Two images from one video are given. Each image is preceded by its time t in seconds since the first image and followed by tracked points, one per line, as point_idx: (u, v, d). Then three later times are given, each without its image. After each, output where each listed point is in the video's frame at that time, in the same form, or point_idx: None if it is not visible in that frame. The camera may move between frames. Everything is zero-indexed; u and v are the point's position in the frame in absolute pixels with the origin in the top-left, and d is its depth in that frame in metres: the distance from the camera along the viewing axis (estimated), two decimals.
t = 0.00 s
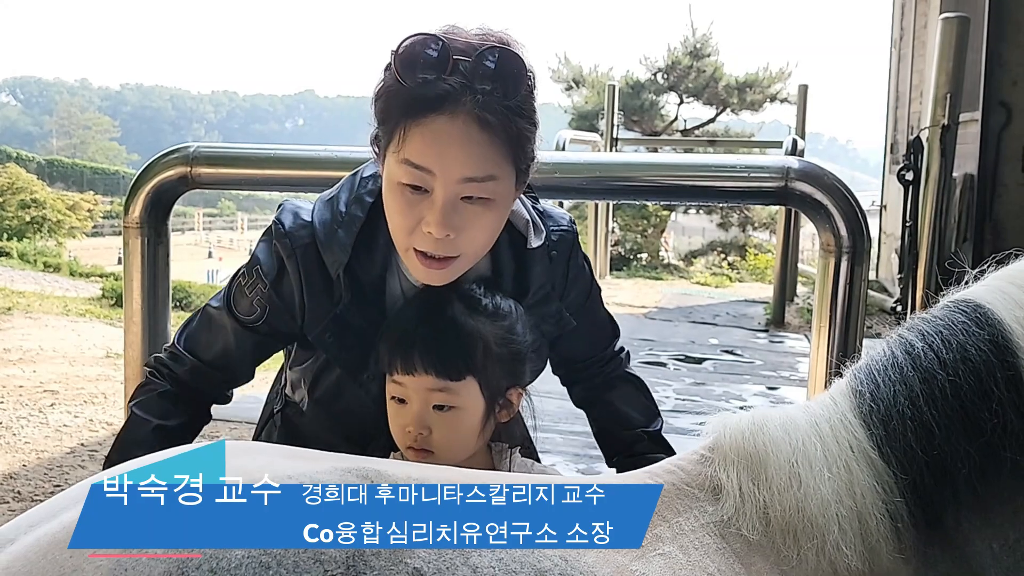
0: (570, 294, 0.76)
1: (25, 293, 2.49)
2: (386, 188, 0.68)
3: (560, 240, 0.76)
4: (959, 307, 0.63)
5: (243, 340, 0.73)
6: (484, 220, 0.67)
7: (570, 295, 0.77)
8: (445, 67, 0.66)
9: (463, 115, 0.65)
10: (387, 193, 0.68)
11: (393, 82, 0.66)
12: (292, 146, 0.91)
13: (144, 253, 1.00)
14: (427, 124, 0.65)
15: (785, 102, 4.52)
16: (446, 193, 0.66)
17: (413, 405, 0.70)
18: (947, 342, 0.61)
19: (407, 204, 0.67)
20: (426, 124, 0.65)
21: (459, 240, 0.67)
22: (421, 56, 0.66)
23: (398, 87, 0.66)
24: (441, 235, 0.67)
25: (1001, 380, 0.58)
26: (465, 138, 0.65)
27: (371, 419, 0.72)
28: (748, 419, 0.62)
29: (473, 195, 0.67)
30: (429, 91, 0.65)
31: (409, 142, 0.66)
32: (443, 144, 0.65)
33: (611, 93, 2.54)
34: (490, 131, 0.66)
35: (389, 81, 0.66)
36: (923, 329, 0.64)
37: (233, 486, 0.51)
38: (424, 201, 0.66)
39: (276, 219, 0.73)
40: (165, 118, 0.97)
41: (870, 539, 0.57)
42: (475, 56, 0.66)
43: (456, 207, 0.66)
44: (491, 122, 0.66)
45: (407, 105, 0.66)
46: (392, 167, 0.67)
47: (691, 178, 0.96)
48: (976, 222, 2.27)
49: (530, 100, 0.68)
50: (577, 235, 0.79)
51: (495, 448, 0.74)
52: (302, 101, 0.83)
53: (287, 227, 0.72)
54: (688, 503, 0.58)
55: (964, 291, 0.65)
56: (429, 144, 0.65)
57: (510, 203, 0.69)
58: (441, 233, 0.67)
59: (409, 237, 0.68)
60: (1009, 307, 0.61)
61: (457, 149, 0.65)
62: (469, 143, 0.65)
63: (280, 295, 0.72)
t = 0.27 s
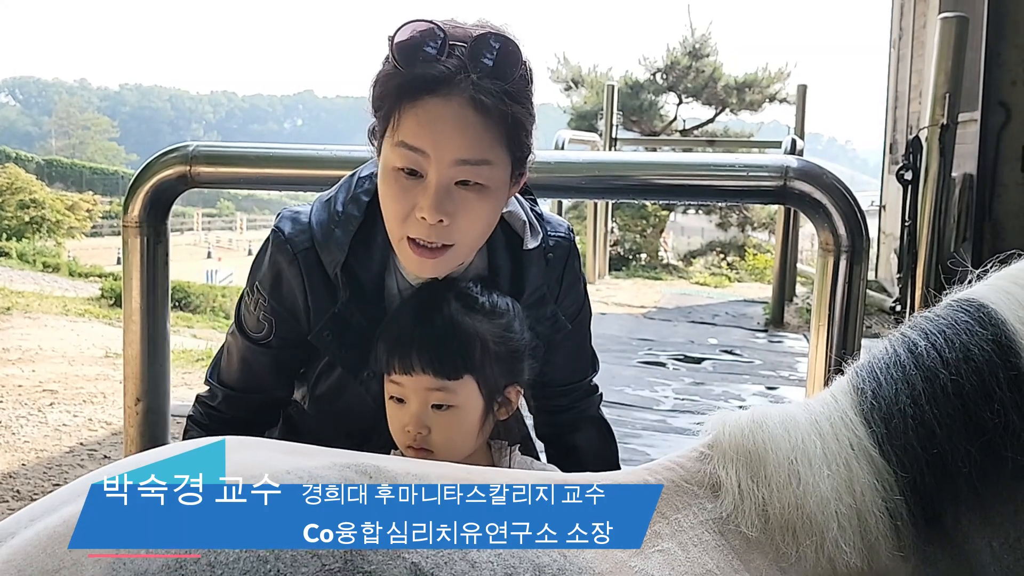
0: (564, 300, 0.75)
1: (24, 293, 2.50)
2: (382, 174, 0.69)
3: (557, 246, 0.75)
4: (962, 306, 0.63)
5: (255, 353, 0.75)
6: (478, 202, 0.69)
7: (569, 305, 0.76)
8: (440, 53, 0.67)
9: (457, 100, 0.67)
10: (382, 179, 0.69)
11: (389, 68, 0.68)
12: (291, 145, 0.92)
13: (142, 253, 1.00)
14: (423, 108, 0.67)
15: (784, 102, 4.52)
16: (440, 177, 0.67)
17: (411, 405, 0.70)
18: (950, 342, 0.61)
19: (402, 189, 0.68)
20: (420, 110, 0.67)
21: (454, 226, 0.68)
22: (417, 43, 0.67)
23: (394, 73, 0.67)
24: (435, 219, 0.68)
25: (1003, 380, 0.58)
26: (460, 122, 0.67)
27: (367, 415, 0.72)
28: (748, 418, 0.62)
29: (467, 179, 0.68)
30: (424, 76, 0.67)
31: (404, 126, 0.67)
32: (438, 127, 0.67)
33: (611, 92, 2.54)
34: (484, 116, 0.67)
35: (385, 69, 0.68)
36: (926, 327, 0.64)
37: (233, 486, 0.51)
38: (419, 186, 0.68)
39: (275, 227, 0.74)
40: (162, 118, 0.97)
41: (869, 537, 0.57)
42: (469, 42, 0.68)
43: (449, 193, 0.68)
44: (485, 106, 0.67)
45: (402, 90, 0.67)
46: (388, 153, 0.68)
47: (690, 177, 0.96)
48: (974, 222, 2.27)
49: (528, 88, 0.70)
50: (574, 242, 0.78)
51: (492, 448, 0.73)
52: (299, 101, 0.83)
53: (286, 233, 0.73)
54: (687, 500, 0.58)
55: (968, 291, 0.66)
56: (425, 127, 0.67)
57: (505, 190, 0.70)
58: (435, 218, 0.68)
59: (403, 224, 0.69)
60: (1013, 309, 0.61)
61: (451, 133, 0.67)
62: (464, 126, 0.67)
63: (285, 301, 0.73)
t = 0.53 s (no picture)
0: (564, 299, 0.76)
1: (23, 293, 2.49)
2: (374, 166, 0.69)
3: (555, 245, 0.76)
4: (965, 305, 0.63)
5: (258, 355, 0.75)
6: (462, 195, 0.68)
7: (568, 304, 0.76)
8: (433, 46, 0.68)
9: (446, 92, 0.67)
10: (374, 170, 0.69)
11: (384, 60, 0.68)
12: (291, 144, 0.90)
13: (141, 253, 1.00)
14: (413, 100, 0.67)
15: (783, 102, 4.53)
16: (427, 170, 0.67)
17: (412, 404, 0.69)
18: (953, 341, 0.61)
19: (390, 179, 0.68)
20: (410, 101, 0.67)
21: (438, 219, 0.68)
22: (411, 36, 0.68)
23: (387, 64, 0.68)
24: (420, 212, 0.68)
25: (1006, 379, 0.57)
26: (448, 115, 0.67)
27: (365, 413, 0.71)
28: (750, 420, 0.63)
29: (453, 173, 0.68)
30: (416, 68, 0.67)
31: (393, 118, 0.67)
32: (427, 120, 0.67)
33: (610, 93, 2.54)
34: (473, 110, 0.67)
35: (380, 62, 0.68)
36: (929, 327, 0.64)
37: (233, 486, 0.51)
38: (405, 178, 0.67)
39: (275, 227, 0.74)
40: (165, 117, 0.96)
41: (872, 539, 0.57)
42: (462, 36, 0.68)
43: (434, 186, 0.67)
44: (475, 99, 0.67)
45: (394, 82, 0.67)
46: (379, 145, 0.68)
47: (690, 178, 0.96)
48: (974, 222, 2.27)
49: (521, 85, 0.69)
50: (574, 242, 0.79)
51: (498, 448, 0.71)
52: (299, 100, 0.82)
53: (285, 233, 0.73)
54: (688, 502, 0.58)
55: (972, 291, 0.65)
56: (414, 119, 0.67)
57: (494, 185, 0.70)
58: (420, 210, 0.68)
59: (390, 215, 0.69)
60: (1015, 309, 0.61)
61: (440, 126, 0.67)
62: (453, 119, 0.67)
63: (285, 301, 0.73)
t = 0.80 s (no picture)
0: (562, 299, 0.76)
1: (22, 293, 2.50)
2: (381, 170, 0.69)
3: (554, 245, 0.76)
4: (966, 309, 0.64)
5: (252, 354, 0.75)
6: (473, 198, 0.68)
7: (567, 305, 0.76)
8: (437, 49, 0.68)
9: (455, 95, 0.67)
10: (381, 174, 0.69)
11: (388, 64, 0.68)
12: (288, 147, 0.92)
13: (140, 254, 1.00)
14: (421, 103, 0.67)
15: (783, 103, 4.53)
16: (437, 173, 0.67)
17: (417, 400, 0.69)
18: (955, 346, 0.61)
19: (398, 184, 0.68)
20: (416, 105, 0.67)
21: (449, 221, 0.68)
22: (416, 39, 0.68)
23: (393, 68, 0.68)
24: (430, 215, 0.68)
25: (1009, 384, 0.58)
26: (457, 118, 0.67)
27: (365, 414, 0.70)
28: (750, 423, 0.63)
29: (463, 176, 0.67)
30: (421, 71, 0.67)
31: (402, 122, 0.67)
32: (435, 123, 0.67)
33: (610, 94, 2.54)
34: (480, 112, 0.67)
35: (382, 65, 0.68)
36: (931, 331, 0.64)
37: (232, 486, 0.51)
38: (415, 182, 0.67)
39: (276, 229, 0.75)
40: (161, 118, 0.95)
41: (873, 543, 0.57)
42: (467, 39, 0.68)
43: (444, 189, 0.67)
44: (482, 102, 0.67)
45: (400, 85, 0.67)
46: (386, 149, 0.68)
47: (689, 179, 0.96)
48: (973, 223, 2.28)
49: (525, 85, 0.70)
50: (572, 244, 0.79)
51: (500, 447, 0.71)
52: (299, 102, 0.82)
53: (287, 234, 0.74)
54: (689, 506, 0.58)
55: (975, 295, 0.66)
56: (423, 122, 0.67)
57: (500, 186, 0.70)
58: (431, 213, 0.68)
59: (400, 219, 0.69)
60: (1017, 313, 0.61)
61: (448, 129, 0.67)
62: (461, 122, 0.67)
63: (284, 301, 0.73)
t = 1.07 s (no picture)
0: (557, 301, 0.76)
1: (21, 293, 2.50)
2: (375, 168, 0.69)
3: (549, 247, 0.78)
4: (969, 313, 0.64)
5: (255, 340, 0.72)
6: (467, 195, 0.68)
7: (560, 307, 0.76)
8: (428, 48, 0.68)
9: (446, 93, 0.67)
10: (375, 172, 0.69)
11: (381, 64, 0.69)
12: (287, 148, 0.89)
13: (141, 255, 1.00)
14: (413, 101, 0.67)
15: (782, 103, 4.53)
16: (430, 170, 0.67)
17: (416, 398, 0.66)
18: (958, 348, 0.61)
19: (392, 182, 0.68)
20: (409, 103, 0.67)
21: (443, 219, 0.68)
22: (407, 39, 0.69)
23: (385, 67, 0.68)
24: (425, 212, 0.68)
25: (1011, 387, 0.58)
26: (449, 114, 0.67)
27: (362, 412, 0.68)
28: (752, 425, 0.63)
29: (457, 173, 0.67)
30: (413, 70, 0.67)
31: (394, 120, 0.67)
32: (428, 119, 0.66)
33: (609, 93, 2.54)
34: (473, 109, 0.67)
35: (375, 66, 0.69)
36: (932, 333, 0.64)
37: (233, 486, 0.51)
38: (409, 179, 0.67)
39: (274, 213, 0.78)
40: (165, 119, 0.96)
41: (876, 546, 0.57)
42: (457, 38, 0.69)
43: (438, 186, 0.67)
44: (474, 99, 0.67)
45: (392, 85, 0.68)
46: (379, 148, 0.68)
47: (689, 180, 0.96)
48: (972, 224, 2.28)
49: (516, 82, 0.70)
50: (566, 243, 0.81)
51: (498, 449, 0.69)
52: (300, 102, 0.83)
53: (286, 218, 0.77)
54: (690, 509, 0.58)
55: (976, 297, 0.66)
56: (415, 120, 0.67)
57: (494, 183, 0.70)
58: (426, 211, 0.67)
59: (395, 217, 0.69)
60: (1019, 316, 0.61)
61: (440, 125, 0.67)
62: (454, 119, 0.67)
63: (292, 276, 0.75)
